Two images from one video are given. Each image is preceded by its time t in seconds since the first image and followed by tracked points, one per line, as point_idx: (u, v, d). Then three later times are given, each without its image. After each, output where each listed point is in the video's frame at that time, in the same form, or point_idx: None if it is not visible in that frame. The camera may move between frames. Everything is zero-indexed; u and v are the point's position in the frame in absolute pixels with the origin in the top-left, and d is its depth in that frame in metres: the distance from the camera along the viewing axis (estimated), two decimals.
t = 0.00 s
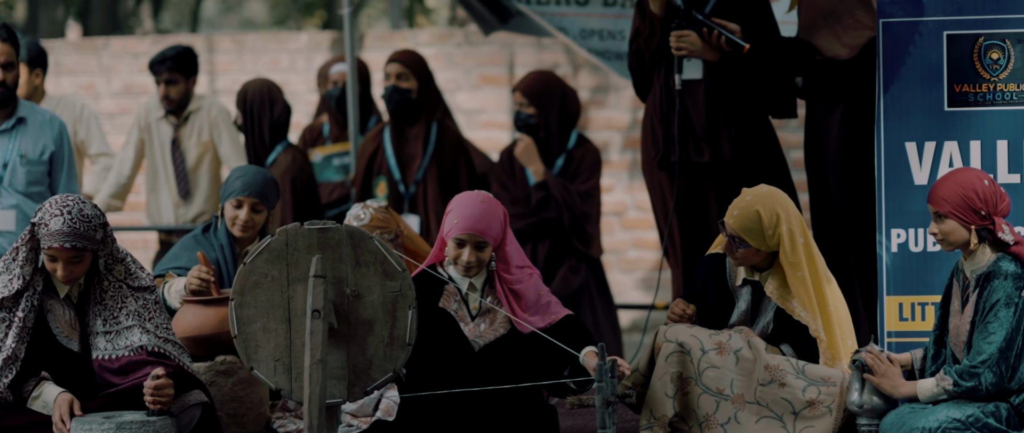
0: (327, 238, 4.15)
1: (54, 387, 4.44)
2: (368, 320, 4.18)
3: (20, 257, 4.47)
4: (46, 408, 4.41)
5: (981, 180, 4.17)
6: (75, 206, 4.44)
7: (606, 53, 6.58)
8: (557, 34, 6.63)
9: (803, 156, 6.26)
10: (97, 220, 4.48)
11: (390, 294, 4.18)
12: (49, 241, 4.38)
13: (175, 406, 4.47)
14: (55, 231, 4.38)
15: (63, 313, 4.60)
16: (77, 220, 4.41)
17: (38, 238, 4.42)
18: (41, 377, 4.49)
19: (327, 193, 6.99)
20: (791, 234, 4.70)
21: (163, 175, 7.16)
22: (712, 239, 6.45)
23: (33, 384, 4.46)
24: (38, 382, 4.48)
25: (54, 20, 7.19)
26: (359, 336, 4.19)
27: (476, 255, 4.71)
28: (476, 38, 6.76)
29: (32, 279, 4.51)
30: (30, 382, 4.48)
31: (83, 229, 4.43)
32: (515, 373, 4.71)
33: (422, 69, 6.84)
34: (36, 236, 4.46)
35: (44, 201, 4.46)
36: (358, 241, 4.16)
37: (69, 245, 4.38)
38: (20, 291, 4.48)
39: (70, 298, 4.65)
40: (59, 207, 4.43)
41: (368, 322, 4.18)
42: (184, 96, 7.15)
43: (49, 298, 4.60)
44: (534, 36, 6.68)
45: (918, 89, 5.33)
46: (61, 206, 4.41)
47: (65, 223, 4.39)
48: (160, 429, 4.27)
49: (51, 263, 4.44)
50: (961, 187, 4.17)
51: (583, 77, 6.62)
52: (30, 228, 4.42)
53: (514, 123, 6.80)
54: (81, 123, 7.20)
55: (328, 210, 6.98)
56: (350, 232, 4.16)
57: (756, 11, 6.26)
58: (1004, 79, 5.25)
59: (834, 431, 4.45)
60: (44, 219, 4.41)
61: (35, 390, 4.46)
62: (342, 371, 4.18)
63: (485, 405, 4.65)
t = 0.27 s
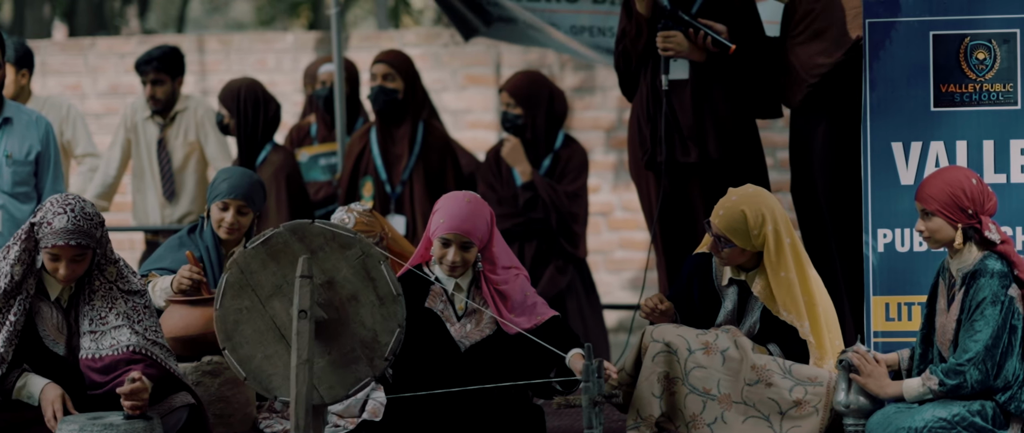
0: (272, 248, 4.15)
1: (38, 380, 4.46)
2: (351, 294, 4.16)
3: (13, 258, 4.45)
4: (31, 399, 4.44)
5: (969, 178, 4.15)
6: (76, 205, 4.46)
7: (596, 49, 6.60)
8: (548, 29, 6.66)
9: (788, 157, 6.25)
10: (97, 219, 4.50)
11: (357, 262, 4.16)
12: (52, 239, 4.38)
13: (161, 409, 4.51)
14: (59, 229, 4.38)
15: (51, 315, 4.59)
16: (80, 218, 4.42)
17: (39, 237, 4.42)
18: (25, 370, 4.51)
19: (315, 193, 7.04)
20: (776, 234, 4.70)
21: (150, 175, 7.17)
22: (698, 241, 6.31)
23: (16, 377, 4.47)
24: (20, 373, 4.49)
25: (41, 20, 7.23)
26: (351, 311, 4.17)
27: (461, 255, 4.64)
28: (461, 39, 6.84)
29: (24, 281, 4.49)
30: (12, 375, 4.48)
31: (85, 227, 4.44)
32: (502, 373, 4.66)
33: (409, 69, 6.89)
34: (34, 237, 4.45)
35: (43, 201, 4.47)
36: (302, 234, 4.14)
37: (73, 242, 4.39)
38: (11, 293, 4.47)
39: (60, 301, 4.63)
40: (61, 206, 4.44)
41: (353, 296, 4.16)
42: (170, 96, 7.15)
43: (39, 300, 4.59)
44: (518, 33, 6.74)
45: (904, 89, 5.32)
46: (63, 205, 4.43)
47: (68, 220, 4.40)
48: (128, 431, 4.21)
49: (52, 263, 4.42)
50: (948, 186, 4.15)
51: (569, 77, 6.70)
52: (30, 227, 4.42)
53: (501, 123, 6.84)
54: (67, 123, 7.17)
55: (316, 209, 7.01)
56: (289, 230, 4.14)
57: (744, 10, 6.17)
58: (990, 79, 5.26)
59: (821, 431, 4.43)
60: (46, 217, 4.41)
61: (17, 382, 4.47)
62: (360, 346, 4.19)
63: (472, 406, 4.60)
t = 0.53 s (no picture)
0: (236, 271, 4.16)
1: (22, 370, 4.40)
2: (327, 277, 4.15)
3: (14, 254, 4.44)
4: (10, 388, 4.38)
5: (961, 178, 4.13)
6: (80, 199, 4.47)
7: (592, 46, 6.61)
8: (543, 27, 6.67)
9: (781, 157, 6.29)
10: (100, 213, 4.52)
11: (318, 248, 4.16)
12: (60, 233, 4.40)
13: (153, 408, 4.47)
14: (66, 222, 4.40)
15: (50, 314, 4.58)
16: (85, 211, 4.44)
17: (44, 232, 4.42)
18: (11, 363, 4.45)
19: (308, 193, 7.00)
20: (767, 234, 4.69)
21: (141, 176, 7.16)
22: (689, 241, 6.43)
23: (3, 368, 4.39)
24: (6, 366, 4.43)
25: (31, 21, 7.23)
26: (334, 290, 4.15)
27: (453, 256, 4.61)
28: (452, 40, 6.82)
29: (24, 279, 4.48)
30: None
31: (91, 220, 4.46)
32: (494, 374, 4.64)
33: (400, 70, 6.88)
34: (37, 232, 4.46)
35: (44, 196, 4.47)
36: (257, 249, 4.15)
37: (81, 236, 4.41)
38: (11, 289, 4.45)
39: (59, 300, 4.62)
40: (64, 200, 4.44)
41: (330, 277, 4.15)
42: (162, 96, 7.14)
43: (38, 298, 4.57)
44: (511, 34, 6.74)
45: (896, 89, 5.33)
46: (66, 199, 4.43)
47: (74, 214, 4.42)
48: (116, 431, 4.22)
49: (58, 257, 4.43)
50: (940, 185, 4.13)
51: (561, 77, 6.68)
52: (35, 222, 4.42)
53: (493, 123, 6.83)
54: (59, 124, 7.18)
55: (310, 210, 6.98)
56: (241, 250, 4.15)
57: (733, 10, 6.31)
58: (982, 79, 5.26)
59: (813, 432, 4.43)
60: (51, 211, 4.42)
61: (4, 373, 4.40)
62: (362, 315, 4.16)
63: (463, 407, 4.57)
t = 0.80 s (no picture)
0: (221, 311, 4.16)
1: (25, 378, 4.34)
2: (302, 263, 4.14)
3: (18, 253, 4.41)
4: (16, 398, 4.32)
5: (957, 178, 4.12)
6: (81, 192, 4.45)
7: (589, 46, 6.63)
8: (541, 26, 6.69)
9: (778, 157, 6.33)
10: (101, 205, 4.51)
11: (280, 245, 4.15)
12: (66, 227, 4.37)
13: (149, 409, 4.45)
14: (71, 216, 4.37)
15: (55, 312, 4.54)
16: (88, 204, 4.42)
17: (48, 228, 4.39)
18: (14, 367, 4.39)
19: (310, 194, 6.97)
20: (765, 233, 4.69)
21: (139, 176, 7.15)
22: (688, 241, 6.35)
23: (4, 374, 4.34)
24: (9, 373, 4.36)
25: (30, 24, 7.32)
26: (315, 271, 4.14)
27: (450, 257, 4.59)
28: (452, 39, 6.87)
29: (26, 277, 4.44)
30: None
31: (94, 212, 4.44)
32: (493, 373, 4.63)
33: (398, 69, 6.91)
34: (40, 229, 4.42)
35: (45, 193, 4.43)
36: (231, 284, 4.14)
37: (88, 228, 4.39)
38: (13, 287, 4.42)
39: (62, 299, 4.57)
40: (66, 195, 4.42)
41: (305, 262, 4.14)
42: (160, 96, 7.14)
43: (41, 296, 4.53)
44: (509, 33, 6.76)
45: (895, 89, 5.32)
46: (69, 193, 4.41)
47: (78, 207, 4.40)
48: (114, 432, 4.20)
49: (64, 252, 4.40)
50: (936, 184, 4.12)
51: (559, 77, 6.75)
52: (39, 218, 4.39)
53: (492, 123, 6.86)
54: (57, 123, 7.17)
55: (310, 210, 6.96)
56: (213, 288, 4.15)
57: (732, 10, 6.21)
58: (980, 79, 5.25)
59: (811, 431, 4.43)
60: (54, 207, 4.39)
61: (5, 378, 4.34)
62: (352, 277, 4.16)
63: (462, 406, 4.57)
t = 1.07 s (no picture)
0: (227, 347, 4.17)
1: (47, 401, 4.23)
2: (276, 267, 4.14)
3: (19, 249, 4.37)
4: (36, 421, 4.21)
5: (955, 178, 4.12)
6: (80, 186, 4.45)
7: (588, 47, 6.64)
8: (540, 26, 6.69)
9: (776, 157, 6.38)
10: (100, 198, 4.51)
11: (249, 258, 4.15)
12: (70, 220, 4.36)
13: (148, 409, 4.45)
14: (75, 209, 4.37)
15: (57, 309, 4.47)
16: (90, 196, 4.43)
17: (51, 222, 4.37)
18: (28, 379, 4.30)
19: (309, 194, 6.97)
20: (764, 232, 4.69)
21: (139, 175, 7.14)
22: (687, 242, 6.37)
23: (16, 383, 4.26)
24: (23, 385, 4.28)
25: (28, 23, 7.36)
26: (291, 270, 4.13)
27: (450, 257, 4.58)
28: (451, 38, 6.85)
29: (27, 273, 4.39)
30: (13, 381, 4.28)
31: (95, 205, 4.45)
32: (492, 373, 4.62)
33: (398, 68, 6.90)
34: (41, 224, 4.39)
35: (45, 188, 4.41)
36: (224, 317, 4.15)
37: (92, 220, 4.40)
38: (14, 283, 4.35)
39: (64, 296, 4.51)
40: (67, 189, 4.41)
41: (279, 265, 4.14)
42: (160, 95, 7.14)
43: (42, 293, 4.46)
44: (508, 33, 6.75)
45: (894, 88, 5.34)
46: (70, 187, 4.40)
47: (81, 200, 4.39)
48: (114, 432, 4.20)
49: (68, 247, 4.39)
50: (935, 184, 4.12)
51: (558, 76, 6.75)
52: (40, 214, 4.36)
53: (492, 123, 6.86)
54: (56, 123, 7.19)
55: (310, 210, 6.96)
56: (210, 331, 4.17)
57: (732, 11, 6.24)
58: (980, 78, 5.27)
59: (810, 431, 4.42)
60: (56, 201, 4.37)
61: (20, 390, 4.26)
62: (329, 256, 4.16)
63: (462, 406, 4.56)
